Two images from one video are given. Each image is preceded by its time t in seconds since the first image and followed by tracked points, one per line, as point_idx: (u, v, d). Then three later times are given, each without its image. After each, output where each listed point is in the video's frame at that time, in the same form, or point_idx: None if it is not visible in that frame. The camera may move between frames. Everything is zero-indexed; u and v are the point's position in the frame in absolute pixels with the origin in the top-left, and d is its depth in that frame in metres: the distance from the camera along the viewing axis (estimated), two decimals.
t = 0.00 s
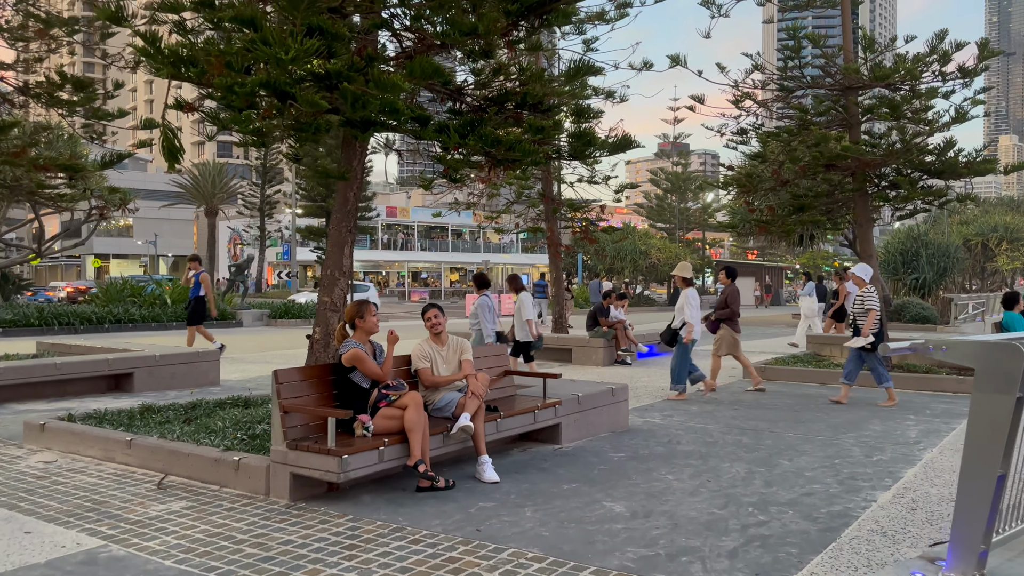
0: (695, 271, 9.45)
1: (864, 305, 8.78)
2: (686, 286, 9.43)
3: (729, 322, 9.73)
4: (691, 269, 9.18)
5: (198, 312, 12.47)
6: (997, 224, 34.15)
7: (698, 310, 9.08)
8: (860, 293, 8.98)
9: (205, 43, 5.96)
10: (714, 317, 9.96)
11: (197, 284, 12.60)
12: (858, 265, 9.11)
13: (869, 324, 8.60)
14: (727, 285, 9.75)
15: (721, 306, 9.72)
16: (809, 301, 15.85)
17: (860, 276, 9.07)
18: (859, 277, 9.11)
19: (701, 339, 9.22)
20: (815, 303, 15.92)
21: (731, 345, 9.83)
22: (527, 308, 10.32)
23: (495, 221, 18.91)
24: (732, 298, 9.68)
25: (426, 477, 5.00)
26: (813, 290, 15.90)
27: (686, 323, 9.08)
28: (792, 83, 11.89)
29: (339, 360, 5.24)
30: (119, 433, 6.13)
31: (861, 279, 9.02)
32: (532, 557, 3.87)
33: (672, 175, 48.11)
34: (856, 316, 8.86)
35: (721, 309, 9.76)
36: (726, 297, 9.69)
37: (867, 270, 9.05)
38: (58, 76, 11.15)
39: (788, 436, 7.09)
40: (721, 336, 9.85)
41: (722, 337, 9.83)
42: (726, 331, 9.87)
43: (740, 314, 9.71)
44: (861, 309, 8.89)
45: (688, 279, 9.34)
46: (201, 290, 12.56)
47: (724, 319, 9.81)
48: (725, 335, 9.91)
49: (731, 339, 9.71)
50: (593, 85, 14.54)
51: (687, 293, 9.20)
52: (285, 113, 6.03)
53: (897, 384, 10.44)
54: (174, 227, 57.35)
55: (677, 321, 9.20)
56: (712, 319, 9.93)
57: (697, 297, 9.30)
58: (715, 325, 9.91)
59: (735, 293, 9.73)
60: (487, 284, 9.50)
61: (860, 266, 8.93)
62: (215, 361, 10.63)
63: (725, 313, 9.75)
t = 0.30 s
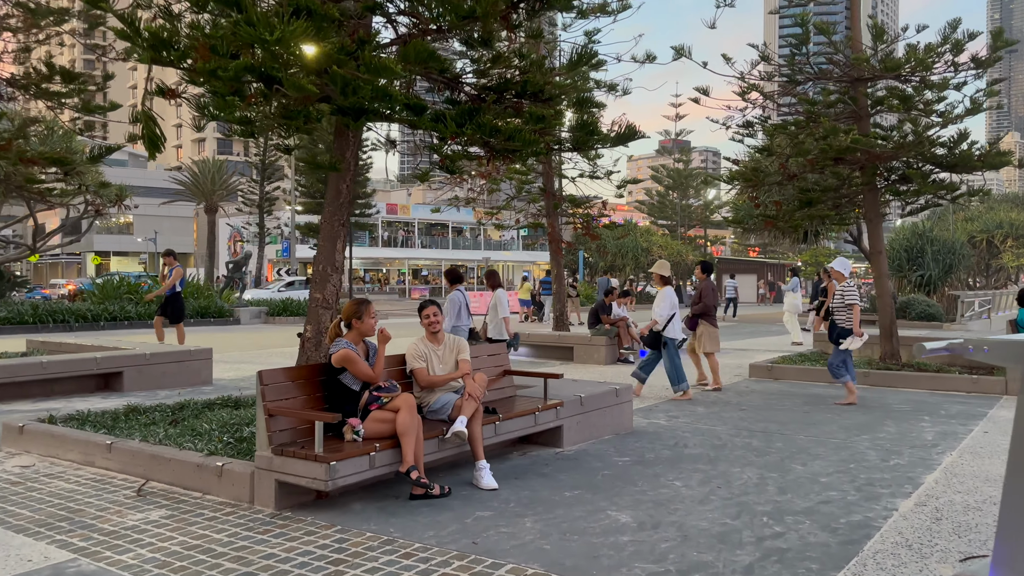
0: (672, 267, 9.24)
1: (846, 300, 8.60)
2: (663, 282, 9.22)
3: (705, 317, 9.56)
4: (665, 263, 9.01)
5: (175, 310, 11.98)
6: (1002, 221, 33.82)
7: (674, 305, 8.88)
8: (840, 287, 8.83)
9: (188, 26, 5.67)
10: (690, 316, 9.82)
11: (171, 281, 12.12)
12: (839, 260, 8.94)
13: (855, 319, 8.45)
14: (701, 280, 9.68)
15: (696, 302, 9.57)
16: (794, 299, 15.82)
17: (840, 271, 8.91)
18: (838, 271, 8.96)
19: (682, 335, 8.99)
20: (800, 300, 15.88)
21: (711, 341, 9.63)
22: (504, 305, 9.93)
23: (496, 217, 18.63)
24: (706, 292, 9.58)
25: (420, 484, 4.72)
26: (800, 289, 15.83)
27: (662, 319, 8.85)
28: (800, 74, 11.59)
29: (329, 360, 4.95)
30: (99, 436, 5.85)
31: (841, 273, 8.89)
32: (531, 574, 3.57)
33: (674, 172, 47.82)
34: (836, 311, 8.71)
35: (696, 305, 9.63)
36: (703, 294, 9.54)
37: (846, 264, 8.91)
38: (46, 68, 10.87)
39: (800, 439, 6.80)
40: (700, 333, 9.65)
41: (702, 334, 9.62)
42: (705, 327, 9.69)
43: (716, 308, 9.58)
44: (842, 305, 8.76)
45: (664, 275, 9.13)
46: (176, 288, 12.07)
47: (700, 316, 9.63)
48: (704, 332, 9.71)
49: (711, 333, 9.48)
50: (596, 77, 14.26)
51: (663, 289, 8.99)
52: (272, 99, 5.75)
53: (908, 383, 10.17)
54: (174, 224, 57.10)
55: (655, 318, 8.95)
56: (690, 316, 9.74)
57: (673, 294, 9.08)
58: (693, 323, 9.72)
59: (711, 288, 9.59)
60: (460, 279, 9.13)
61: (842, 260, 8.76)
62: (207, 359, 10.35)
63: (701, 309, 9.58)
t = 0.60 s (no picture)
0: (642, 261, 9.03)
1: (822, 299, 8.31)
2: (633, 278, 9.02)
3: (676, 313, 9.41)
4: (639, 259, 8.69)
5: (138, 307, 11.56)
6: (1004, 215, 33.55)
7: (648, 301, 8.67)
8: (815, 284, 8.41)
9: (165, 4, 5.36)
10: (660, 310, 9.63)
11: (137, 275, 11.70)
12: (815, 254, 8.43)
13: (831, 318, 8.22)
14: (673, 276, 9.40)
15: (668, 297, 9.39)
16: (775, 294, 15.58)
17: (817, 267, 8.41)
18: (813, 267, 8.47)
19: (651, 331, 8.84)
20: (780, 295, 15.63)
21: (680, 337, 9.52)
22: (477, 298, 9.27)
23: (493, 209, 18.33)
24: (678, 288, 9.37)
25: (409, 492, 4.44)
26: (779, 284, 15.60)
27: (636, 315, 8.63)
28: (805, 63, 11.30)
29: (314, 361, 4.67)
30: (74, 438, 5.57)
31: (816, 270, 8.43)
32: None
33: (673, 164, 47.48)
34: (808, 309, 8.37)
35: (668, 300, 9.42)
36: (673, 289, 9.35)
37: (822, 261, 8.40)
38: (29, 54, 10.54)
39: (808, 440, 6.53)
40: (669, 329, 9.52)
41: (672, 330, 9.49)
42: (674, 323, 9.56)
43: (688, 304, 9.42)
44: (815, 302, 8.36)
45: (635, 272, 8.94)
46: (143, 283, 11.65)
47: (670, 312, 9.48)
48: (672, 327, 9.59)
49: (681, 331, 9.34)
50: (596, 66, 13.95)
51: (635, 283, 8.78)
52: (254, 83, 5.45)
53: (914, 380, 9.92)
54: (170, 216, 56.69)
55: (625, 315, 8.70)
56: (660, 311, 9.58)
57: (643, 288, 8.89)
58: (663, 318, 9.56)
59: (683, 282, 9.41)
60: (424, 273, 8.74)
61: (820, 256, 8.32)
62: (195, 355, 10.08)
63: (672, 305, 9.42)
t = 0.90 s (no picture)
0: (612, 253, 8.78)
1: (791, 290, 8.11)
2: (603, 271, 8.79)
3: (647, 306, 9.28)
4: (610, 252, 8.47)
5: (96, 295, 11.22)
6: (998, 208, 33.45)
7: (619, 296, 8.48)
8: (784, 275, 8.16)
9: None
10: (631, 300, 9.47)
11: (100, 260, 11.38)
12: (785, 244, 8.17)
13: (795, 308, 8.13)
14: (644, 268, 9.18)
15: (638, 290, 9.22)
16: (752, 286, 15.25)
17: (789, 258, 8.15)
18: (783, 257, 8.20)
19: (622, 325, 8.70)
20: (756, 287, 15.33)
21: (648, 329, 9.40)
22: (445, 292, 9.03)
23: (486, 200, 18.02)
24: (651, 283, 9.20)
25: (398, 495, 4.16)
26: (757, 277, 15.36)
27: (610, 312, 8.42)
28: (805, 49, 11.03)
29: (295, 356, 4.38)
30: (43, 436, 5.27)
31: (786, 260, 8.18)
32: None
33: (667, 157, 47.22)
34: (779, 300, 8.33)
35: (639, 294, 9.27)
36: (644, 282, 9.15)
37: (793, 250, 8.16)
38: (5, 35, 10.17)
39: (813, 438, 6.27)
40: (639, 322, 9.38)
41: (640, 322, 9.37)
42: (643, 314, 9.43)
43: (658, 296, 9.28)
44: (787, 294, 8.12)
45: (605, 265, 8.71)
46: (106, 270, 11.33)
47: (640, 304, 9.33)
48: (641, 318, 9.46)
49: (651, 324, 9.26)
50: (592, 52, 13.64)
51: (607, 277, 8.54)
52: (233, 59, 5.15)
53: (916, 375, 9.68)
54: (159, 207, 56.09)
55: (594, 308, 8.51)
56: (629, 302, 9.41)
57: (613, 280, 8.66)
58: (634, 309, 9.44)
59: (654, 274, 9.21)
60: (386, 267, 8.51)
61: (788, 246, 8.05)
62: (177, 347, 9.76)
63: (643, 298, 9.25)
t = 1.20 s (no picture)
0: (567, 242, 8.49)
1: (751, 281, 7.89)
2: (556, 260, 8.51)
3: (602, 297, 8.94)
4: (563, 243, 8.07)
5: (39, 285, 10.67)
6: (982, 198, 33.51)
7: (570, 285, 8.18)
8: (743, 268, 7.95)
9: None
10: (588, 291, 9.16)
11: (44, 250, 10.81)
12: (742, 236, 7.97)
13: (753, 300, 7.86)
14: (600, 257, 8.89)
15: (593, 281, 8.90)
16: (718, 276, 14.96)
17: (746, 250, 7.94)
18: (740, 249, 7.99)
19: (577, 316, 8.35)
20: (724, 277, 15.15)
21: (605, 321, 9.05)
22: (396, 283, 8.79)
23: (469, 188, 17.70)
24: (604, 274, 8.84)
25: (374, 504, 3.89)
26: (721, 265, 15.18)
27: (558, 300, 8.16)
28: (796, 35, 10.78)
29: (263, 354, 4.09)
30: None
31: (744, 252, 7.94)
32: None
33: (652, 146, 46.98)
34: (736, 293, 8.00)
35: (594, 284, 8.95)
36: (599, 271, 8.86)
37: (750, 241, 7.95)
38: None
39: (808, 436, 6.05)
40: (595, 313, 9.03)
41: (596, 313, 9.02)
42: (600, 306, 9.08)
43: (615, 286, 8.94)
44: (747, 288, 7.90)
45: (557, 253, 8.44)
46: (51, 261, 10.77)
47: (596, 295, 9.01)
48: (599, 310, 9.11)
49: (607, 315, 8.88)
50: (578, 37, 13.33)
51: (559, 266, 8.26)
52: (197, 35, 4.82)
53: (908, 368, 9.52)
54: (138, 195, 55.17)
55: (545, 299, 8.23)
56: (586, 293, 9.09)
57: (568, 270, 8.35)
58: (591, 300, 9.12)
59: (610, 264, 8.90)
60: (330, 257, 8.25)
61: (744, 238, 7.94)
62: (148, 340, 9.41)
63: (598, 288, 8.94)
